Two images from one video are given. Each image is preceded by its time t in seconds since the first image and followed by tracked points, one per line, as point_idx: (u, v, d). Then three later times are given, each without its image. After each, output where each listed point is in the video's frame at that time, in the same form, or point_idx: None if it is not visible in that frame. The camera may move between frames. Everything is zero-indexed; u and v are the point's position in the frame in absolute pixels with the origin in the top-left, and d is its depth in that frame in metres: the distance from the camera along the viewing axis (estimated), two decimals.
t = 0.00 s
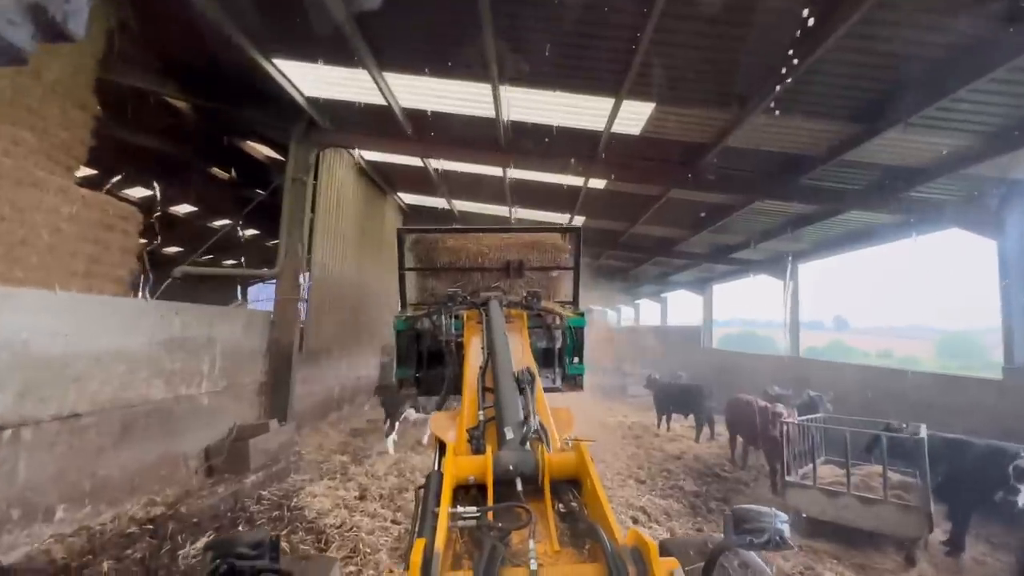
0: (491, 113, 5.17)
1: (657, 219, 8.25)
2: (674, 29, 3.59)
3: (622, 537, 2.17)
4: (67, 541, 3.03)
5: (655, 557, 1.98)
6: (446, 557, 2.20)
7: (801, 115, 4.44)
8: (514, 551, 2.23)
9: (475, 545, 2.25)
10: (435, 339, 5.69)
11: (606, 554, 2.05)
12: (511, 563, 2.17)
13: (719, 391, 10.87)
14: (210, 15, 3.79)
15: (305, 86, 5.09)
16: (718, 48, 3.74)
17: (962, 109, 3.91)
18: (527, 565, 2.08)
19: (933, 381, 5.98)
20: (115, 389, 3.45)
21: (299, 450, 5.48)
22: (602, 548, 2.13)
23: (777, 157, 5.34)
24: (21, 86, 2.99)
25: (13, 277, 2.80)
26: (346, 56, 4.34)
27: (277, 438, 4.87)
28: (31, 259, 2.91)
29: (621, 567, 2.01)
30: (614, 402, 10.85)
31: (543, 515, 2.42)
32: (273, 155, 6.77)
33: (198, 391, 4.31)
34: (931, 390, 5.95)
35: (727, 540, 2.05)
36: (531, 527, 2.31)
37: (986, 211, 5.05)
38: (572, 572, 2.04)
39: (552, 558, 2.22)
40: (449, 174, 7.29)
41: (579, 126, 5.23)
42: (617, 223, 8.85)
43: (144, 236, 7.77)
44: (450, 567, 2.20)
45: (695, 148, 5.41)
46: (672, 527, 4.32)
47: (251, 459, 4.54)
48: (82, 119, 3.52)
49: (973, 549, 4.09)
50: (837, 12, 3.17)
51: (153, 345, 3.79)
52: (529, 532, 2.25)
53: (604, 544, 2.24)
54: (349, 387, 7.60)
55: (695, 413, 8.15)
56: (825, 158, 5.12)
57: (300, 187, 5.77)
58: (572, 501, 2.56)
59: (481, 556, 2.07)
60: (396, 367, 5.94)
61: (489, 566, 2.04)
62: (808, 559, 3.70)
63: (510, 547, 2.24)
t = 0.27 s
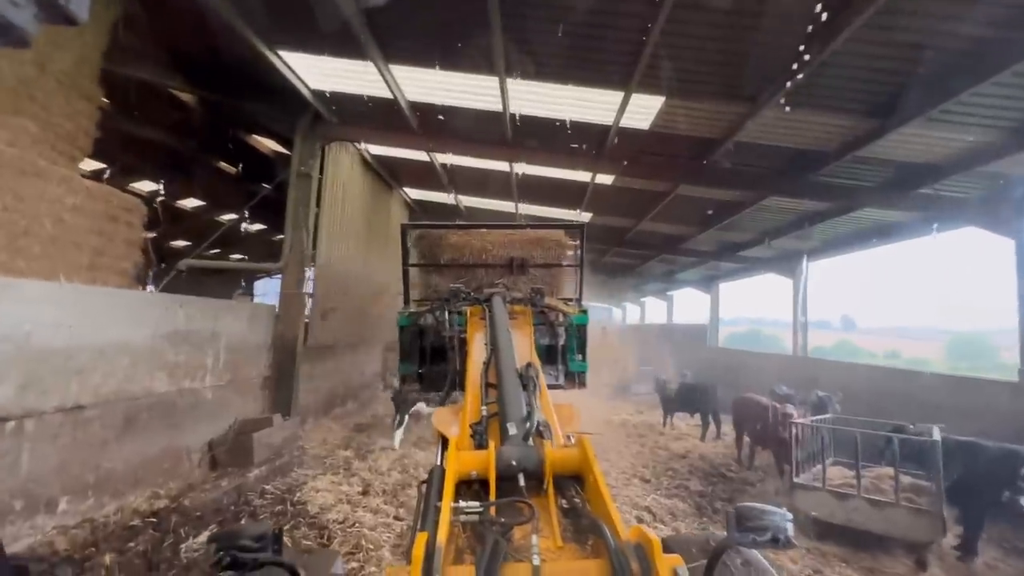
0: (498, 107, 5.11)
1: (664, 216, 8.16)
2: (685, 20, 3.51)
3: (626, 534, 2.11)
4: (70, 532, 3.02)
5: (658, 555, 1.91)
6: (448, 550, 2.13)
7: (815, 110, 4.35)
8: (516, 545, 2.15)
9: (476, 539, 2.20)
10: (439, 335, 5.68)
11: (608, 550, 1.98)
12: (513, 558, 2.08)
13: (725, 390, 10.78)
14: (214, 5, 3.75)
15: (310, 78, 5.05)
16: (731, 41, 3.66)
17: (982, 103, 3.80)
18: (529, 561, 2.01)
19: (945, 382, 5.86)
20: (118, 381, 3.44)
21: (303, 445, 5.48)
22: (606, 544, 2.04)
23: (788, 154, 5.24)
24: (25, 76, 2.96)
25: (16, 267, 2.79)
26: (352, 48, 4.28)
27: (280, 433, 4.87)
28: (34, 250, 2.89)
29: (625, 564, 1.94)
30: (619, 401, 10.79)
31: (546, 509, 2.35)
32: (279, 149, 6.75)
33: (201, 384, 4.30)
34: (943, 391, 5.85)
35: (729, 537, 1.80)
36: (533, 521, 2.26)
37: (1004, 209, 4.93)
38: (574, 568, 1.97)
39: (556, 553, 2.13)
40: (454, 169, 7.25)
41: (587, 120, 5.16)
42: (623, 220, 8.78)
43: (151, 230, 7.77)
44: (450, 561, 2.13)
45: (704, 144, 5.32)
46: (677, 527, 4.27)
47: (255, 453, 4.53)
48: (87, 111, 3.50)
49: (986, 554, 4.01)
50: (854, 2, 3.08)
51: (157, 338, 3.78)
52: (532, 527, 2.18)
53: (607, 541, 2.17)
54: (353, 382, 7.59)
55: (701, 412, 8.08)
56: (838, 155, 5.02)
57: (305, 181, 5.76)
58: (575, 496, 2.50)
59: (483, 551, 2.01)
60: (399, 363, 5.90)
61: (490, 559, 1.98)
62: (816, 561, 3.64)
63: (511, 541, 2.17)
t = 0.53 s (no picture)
0: (503, 102, 5.07)
1: (668, 214, 8.10)
2: (692, 15, 3.46)
3: (625, 529, 2.11)
4: (69, 527, 3.00)
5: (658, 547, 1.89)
6: (450, 546, 2.21)
7: (823, 107, 4.29)
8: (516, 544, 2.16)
9: (477, 534, 2.26)
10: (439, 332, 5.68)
11: (608, 546, 1.96)
12: (513, 552, 2.14)
13: (729, 390, 10.73)
14: None
15: (313, 73, 5.02)
16: (739, 37, 3.60)
17: (995, 101, 3.73)
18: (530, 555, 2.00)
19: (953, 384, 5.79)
20: (118, 375, 3.42)
21: (304, 441, 5.47)
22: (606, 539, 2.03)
23: (795, 151, 5.19)
24: (25, 67, 2.94)
25: (16, 260, 2.77)
26: (355, 42, 4.24)
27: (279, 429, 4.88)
28: (34, 243, 2.88)
29: (625, 558, 1.93)
30: (622, 399, 10.76)
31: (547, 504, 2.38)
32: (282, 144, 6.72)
33: (202, 380, 4.29)
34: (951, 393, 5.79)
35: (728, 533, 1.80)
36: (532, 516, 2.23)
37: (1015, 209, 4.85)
38: (576, 563, 1.96)
39: (555, 548, 2.21)
40: (457, 165, 7.21)
41: (592, 117, 5.11)
42: (627, 218, 8.73)
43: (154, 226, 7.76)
44: (452, 554, 2.19)
45: (710, 141, 5.27)
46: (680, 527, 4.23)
47: (255, 449, 4.51)
48: (89, 103, 3.48)
49: (992, 558, 3.96)
50: None
51: (158, 333, 3.77)
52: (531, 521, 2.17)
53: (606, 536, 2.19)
54: (355, 379, 7.58)
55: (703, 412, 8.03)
56: (845, 153, 4.96)
57: (308, 177, 5.74)
58: (575, 492, 2.53)
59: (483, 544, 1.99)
60: (400, 360, 5.94)
61: (491, 553, 1.95)
62: (820, 564, 3.60)
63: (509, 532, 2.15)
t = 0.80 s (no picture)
0: (513, 102, 5.04)
1: (679, 215, 8.02)
2: (706, 13, 3.40)
3: (637, 529, 2.04)
4: (78, 522, 3.01)
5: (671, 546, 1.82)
6: (460, 542, 2.09)
7: (839, 107, 4.20)
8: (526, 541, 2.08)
9: (487, 531, 2.14)
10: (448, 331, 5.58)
11: (620, 544, 1.87)
12: (525, 550, 2.04)
13: (739, 394, 10.59)
14: None
15: (324, 72, 5.02)
16: (755, 34, 3.54)
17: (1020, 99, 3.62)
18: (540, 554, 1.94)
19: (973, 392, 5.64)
20: (128, 372, 3.44)
21: (312, 440, 5.47)
22: (619, 538, 1.96)
23: (810, 151, 5.09)
24: (40, 65, 2.96)
25: (28, 257, 2.79)
26: (365, 42, 4.23)
27: (289, 427, 4.87)
28: (46, 240, 2.89)
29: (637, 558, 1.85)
30: (630, 402, 10.67)
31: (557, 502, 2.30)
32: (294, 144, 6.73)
33: (211, 377, 4.30)
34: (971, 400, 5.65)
35: (736, 537, 1.68)
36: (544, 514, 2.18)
37: None
38: (587, 563, 1.87)
39: (566, 547, 2.11)
40: (467, 165, 7.19)
41: (604, 116, 5.06)
42: (637, 219, 8.65)
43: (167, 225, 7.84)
44: (462, 552, 2.09)
45: (723, 141, 5.19)
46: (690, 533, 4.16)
47: (263, 447, 4.52)
48: (103, 101, 3.49)
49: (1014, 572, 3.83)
50: None
51: (167, 332, 3.78)
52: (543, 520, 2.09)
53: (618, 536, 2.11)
54: (364, 379, 7.62)
55: (714, 416, 7.93)
56: (862, 153, 4.85)
57: (318, 175, 5.76)
58: (585, 491, 2.45)
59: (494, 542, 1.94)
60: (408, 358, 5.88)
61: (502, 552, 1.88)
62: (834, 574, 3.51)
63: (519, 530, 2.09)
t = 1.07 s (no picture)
0: (523, 101, 4.99)
1: (689, 217, 7.91)
2: (720, 10, 3.33)
3: (644, 530, 2.00)
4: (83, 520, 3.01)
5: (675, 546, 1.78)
6: (467, 539, 2.07)
7: (857, 105, 4.10)
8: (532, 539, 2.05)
9: (495, 530, 2.13)
10: (456, 330, 5.62)
11: (626, 545, 1.84)
12: (531, 549, 2.01)
13: (749, 398, 10.46)
14: None
15: (332, 72, 5.02)
16: (771, 32, 3.46)
17: None
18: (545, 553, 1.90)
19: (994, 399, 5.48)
20: (135, 371, 3.43)
21: (318, 440, 5.46)
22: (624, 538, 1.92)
23: (825, 152, 4.99)
24: (50, 63, 2.97)
25: (36, 254, 2.79)
26: (374, 41, 4.21)
27: (294, 427, 4.86)
28: (54, 238, 2.90)
29: (643, 558, 1.81)
30: (638, 405, 10.57)
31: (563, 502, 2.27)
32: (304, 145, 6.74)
33: (218, 376, 4.30)
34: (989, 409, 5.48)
35: (741, 541, 1.64)
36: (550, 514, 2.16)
37: None
38: (593, 563, 1.84)
39: (571, 547, 2.10)
40: (475, 166, 7.16)
41: (614, 116, 4.99)
42: (647, 221, 8.55)
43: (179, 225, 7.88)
44: (469, 550, 2.06)
45: (737, 140, 5.10)
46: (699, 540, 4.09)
47: (269, 447, 4.51)
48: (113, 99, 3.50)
49: None
50: None
51: (175, 330, 3.78)
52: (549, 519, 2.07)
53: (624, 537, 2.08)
54: (370, 379, 7.63)
55: (723, 421, 7.80)
56: (879, 154, 4.73)
57: (326, 175, 5.76)
58: (592, 492, 2.41)
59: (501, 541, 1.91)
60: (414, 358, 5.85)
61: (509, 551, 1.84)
62: None
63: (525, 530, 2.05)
